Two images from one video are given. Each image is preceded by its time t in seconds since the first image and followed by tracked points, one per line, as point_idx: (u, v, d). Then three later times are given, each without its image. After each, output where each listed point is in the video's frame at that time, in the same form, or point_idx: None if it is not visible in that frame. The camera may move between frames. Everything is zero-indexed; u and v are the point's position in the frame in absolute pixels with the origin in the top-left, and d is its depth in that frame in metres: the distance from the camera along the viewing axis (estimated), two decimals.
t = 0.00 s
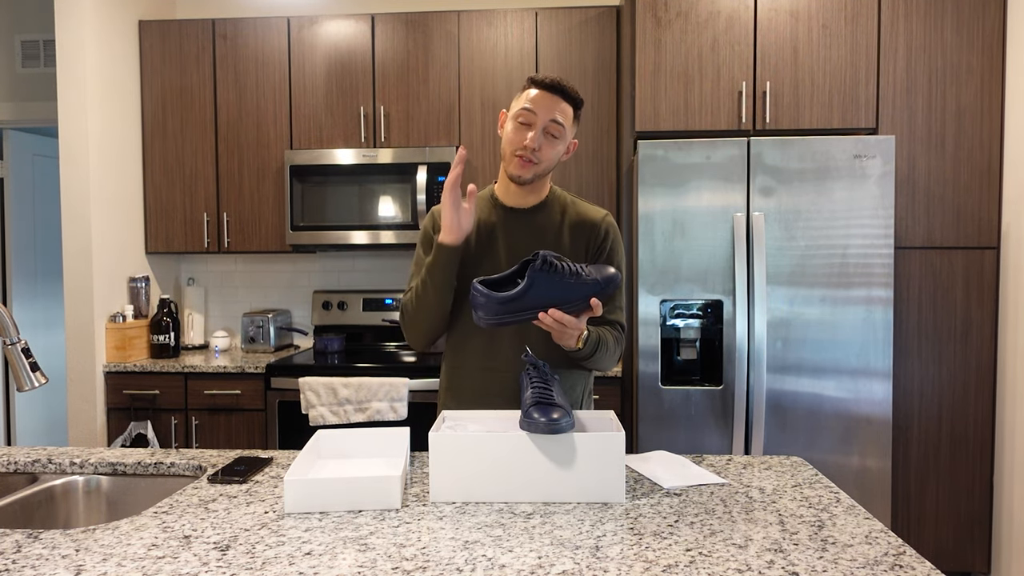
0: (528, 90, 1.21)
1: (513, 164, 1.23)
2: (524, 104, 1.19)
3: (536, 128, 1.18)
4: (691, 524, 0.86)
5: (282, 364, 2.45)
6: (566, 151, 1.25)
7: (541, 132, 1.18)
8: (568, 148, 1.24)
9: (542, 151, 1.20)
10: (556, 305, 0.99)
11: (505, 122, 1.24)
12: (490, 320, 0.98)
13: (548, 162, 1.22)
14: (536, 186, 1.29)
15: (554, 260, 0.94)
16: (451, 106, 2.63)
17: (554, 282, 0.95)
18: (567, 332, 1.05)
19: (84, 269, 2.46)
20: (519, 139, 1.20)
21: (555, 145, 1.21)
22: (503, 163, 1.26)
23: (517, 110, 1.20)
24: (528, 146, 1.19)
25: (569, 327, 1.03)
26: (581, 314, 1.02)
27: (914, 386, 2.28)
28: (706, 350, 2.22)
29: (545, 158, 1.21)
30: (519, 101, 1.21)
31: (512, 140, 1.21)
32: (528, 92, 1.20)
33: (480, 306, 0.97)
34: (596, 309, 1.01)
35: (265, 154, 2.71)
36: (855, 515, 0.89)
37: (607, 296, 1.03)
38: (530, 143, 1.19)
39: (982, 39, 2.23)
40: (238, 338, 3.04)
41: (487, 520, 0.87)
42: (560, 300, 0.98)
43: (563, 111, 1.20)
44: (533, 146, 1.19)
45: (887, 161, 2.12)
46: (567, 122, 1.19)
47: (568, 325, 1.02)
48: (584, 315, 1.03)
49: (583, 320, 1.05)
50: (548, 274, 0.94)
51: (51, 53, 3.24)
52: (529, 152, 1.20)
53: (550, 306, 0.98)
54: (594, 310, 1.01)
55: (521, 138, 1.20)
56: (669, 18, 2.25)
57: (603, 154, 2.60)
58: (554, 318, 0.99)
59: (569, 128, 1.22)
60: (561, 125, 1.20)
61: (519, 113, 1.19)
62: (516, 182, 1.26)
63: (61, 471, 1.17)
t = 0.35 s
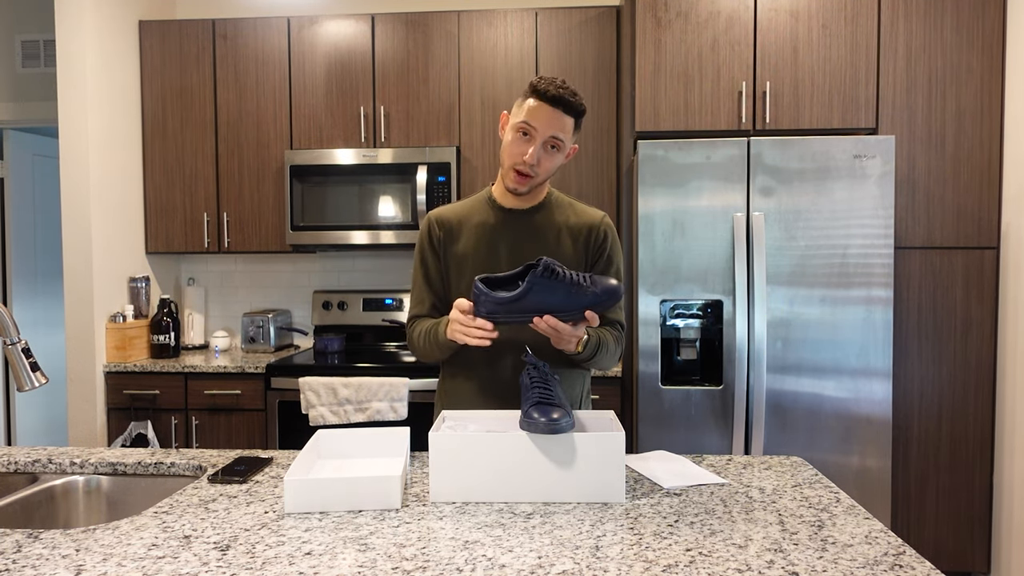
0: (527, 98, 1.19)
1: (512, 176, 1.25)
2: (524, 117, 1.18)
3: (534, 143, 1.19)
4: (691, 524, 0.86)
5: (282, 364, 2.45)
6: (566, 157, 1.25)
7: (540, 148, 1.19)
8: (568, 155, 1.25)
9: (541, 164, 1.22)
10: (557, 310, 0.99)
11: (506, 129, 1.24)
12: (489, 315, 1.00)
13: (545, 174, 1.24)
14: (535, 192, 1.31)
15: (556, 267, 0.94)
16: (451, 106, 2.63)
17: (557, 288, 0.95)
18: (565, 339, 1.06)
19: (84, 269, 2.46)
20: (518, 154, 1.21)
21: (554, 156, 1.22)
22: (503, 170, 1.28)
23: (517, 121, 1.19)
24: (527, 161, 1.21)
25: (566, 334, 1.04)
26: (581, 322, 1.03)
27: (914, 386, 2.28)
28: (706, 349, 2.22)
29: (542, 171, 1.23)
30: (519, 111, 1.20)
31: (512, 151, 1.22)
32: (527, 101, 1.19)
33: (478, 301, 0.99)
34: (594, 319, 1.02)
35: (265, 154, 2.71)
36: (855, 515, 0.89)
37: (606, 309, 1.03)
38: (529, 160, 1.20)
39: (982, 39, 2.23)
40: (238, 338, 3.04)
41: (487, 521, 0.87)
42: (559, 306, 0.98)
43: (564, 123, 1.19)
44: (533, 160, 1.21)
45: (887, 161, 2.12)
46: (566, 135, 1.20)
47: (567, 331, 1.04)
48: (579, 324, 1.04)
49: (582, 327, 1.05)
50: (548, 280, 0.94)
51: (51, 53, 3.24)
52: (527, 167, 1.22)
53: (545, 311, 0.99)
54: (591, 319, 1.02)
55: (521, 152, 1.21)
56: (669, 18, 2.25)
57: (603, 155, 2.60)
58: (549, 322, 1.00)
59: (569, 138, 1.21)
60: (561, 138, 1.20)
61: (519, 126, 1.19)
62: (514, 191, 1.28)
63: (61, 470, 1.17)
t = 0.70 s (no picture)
0: (517, 93, 1.22)
1: (506, 169, 1.25)
2: (515, 109, 1.20)
3: (527, 133, 1.20)
4: (691, 524, 0.86)
5: (282, 364, 2.45)
6: (558, 150, 1.27)
7: (533, 138, 1.20)
8: (559, 148, 1.26)
9: (535, 155, 1.22)
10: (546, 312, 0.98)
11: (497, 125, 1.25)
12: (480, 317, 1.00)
13: (540, 165, 1.24)
14: (529, 186, 1.30)
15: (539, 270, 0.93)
16: (451, 106, 2.63)
17: (543, 292, 0.94)
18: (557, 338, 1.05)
19: (84, 269, 2.46)
20: (511, 145, 1.22)
21: (547, 147, 1.23)
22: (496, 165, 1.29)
23: (507, 114, 1.21)
24: (521, 151, 1.22)
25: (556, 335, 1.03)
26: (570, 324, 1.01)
27: (914, 386, 2.28)
28: (706, 349, 2.22)
29: (537, 162, 1.24)
30: (510, 105, 1.22)
31: (505, 145, 1.23)
32: (517, 96, 1.21)
33: (468, 305, 0.99)
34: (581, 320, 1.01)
35: (265, 154, 2.71)
36: (855, 515, 0.89)
37: (594, 308, 1.01)
38: (523, 148, 1.20)
39: (982, 40, 2.23)
40: (238, 338, 3.04)
41: (487, 521, 0.87)
42: (548, 308, 0.97)
43: (554, 114, 1.21)
44: (527, 151, 1.21)
45: (887, 161, 2.12)
46: (557, 126, 1.21)
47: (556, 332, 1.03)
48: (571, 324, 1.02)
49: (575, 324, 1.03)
50: (534, 283, 0.93)
51: (51, 53, 3.24)
52: (521, 157, 1.22)
53: (533, 313, 0.97)
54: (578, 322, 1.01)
55: (514, 143, 1.21)
56: (669, 18, 2.25)
57: (603, 155, 2.60)
58: (537, 325, 0.99)
59: (560, 129, 1.23)
60: (552, 128, 1.21)
61: (510, 118, 1.20)
62: (511, 186, 1.28)
63: (61, 471, 1.17)
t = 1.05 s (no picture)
0: (508, 87, 1.25)
1: (501, 156, 1.25)
2: (506, 98, 1.22)
3: (519, 119, 1.21)
4: (691, 524, 0.86)
5: (282, 364, 2.45)
6: (550, 141, 1.28)
7: (526, 123, 1.21)
8: (550, 139, 1.27)
9: (529, 138, 1.22)
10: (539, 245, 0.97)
11: (488, 121, 1.27)
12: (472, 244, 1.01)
13: (535, 151, 1.24)
14: (526, 176, 1.29)
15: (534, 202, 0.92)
16: (451, 106, 2.63)
17: (536, 223, 0.94)
18: (551, 277, 1.06)
19: (84, 269, 2.46)
20: (505, 131, 1.22)
21: (540, 133, 1.24)
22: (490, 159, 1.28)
23: (498, 104, 1.23)
24: (515, 135, 1.21)
25: (550, 270, 1.04)
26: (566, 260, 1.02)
27: (914, 386, 2.28)
28: (706, 349, 2.22)
29: (532, 147, 1.23)
30: (500, 97, 1.24)
31: (499, 133, 1.23)
32: (509, 89, 1.24)
33: (461, 236, 1.00)
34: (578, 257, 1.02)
35: (265, 154, 2.71)
36: (855, 515, 0.89)
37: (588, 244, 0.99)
38: (517, 132, 1.21)
39: (982, 39, 2.23)
40: (238, 338, 3.04)
41: (488, 521, 0.87)
42: (539, 242, 0.97)
43: (543, 101, 1.23)
44: (521, 134, 1.21)
45: (886, 161, 2.12)
46: (548, 111, 1.23)
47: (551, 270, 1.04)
48: (566, 261, 1.04)
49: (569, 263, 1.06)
50: (525, 213, 0.93)
51: (51, 53, 3.24)
52: (517, 140, 1.22)
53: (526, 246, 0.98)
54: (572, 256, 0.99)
55: (508, 129, 1.22)
56: (669, 18, 2.25)
57: (603, 155, 2.60)
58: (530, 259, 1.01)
59: (550, 118, 1.25)
60: (543, 114, 1.23)
61: (502, 107, 1.22)
62: (507, 173, 1.27)
63: (62, 470, 1.17)
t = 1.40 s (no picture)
0: (497, 91, 1.25)
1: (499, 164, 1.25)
2: (497, 106, 1.23)
3: (512, 125, 1.22)
4: (691, 524, 0.86)
5: (282, 364, 2.45)
6: (543, 142, 1.29)
7: (519, 129, 1.22)
8: (544, 139, 1.28)
9: (524, 143, 1.23)
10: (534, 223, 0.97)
11: (482, 129, 1.27)
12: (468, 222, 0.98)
13: (531, 155, 1.24)
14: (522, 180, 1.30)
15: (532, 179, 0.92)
16: (451, 106, 2.63)
17: (533, 201, 0.93)
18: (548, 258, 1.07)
19: (84, 269, 2.46)
20: (499, 139, 1.23)
21: (533, 136, 1.24)
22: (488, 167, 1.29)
23: (490, 112, 1.24)
24: (510, 141, 1.22)
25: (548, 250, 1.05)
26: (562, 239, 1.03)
27: (914, 386, 2.28)
28: (706, 349, 2.22)
29: (528, 151, 1.24)
30: (491, 105, 1.24)
31: (493, 141, 1.23)
32: (498, 93, 1.24)
33: (456, 213, 0.97)
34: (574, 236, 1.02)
35: (265, 154, 2.71)
36: (855, 515, 0.89)
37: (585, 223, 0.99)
38: (511, 139, 1.21)
39: (982, 39, 2.23)
40: (238, 338, 3.04)
41: (488, 521, 0.87)
42: (535, 221, 0.96)
43: (533, 103, 1.24)
44: (515, 140, 1.22)
45: (887, 161, 2.12)
46: (540, 114, 1.24)
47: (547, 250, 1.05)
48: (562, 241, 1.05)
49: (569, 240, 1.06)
50: (523, 191, 0.92)
51: (51, 53, 3.24)
52: (512, 147, 1.22)
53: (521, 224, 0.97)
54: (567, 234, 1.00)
55: (502, 137, 1.22)
56: (669, 18, 2.25)
57: (603, 155, 2.60)
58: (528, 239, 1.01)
59: (542, 119, 1.26)
60: (535, 117, 1.24)
61: (494, 115, 1.23)
62: (504, 180, 1.28)
63: (62, 470, 1.17)
